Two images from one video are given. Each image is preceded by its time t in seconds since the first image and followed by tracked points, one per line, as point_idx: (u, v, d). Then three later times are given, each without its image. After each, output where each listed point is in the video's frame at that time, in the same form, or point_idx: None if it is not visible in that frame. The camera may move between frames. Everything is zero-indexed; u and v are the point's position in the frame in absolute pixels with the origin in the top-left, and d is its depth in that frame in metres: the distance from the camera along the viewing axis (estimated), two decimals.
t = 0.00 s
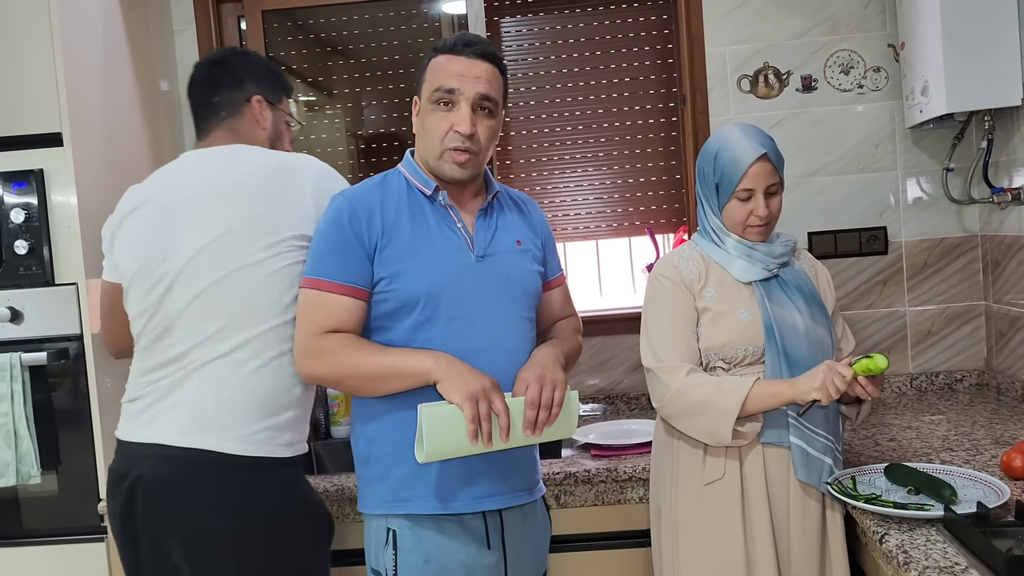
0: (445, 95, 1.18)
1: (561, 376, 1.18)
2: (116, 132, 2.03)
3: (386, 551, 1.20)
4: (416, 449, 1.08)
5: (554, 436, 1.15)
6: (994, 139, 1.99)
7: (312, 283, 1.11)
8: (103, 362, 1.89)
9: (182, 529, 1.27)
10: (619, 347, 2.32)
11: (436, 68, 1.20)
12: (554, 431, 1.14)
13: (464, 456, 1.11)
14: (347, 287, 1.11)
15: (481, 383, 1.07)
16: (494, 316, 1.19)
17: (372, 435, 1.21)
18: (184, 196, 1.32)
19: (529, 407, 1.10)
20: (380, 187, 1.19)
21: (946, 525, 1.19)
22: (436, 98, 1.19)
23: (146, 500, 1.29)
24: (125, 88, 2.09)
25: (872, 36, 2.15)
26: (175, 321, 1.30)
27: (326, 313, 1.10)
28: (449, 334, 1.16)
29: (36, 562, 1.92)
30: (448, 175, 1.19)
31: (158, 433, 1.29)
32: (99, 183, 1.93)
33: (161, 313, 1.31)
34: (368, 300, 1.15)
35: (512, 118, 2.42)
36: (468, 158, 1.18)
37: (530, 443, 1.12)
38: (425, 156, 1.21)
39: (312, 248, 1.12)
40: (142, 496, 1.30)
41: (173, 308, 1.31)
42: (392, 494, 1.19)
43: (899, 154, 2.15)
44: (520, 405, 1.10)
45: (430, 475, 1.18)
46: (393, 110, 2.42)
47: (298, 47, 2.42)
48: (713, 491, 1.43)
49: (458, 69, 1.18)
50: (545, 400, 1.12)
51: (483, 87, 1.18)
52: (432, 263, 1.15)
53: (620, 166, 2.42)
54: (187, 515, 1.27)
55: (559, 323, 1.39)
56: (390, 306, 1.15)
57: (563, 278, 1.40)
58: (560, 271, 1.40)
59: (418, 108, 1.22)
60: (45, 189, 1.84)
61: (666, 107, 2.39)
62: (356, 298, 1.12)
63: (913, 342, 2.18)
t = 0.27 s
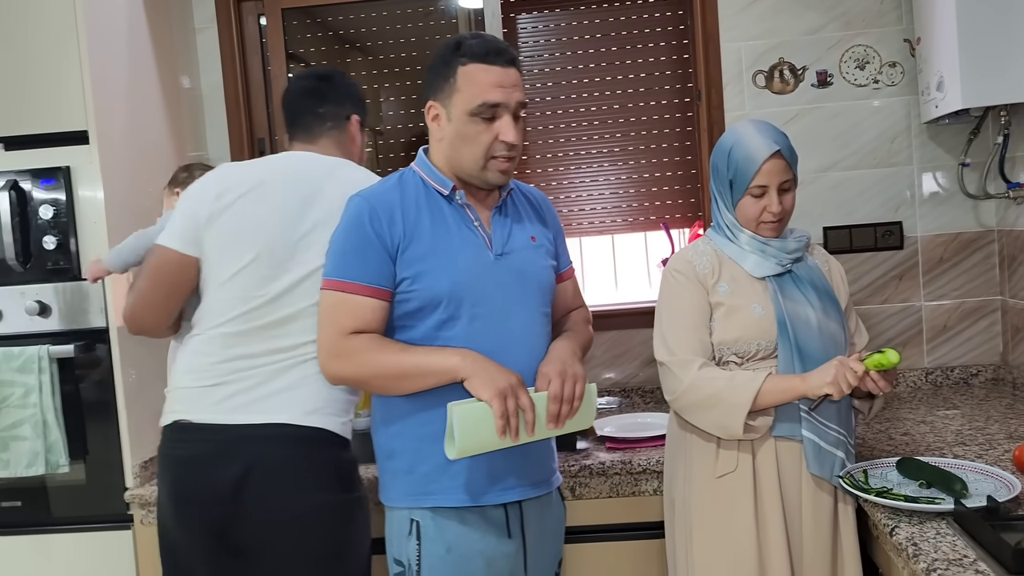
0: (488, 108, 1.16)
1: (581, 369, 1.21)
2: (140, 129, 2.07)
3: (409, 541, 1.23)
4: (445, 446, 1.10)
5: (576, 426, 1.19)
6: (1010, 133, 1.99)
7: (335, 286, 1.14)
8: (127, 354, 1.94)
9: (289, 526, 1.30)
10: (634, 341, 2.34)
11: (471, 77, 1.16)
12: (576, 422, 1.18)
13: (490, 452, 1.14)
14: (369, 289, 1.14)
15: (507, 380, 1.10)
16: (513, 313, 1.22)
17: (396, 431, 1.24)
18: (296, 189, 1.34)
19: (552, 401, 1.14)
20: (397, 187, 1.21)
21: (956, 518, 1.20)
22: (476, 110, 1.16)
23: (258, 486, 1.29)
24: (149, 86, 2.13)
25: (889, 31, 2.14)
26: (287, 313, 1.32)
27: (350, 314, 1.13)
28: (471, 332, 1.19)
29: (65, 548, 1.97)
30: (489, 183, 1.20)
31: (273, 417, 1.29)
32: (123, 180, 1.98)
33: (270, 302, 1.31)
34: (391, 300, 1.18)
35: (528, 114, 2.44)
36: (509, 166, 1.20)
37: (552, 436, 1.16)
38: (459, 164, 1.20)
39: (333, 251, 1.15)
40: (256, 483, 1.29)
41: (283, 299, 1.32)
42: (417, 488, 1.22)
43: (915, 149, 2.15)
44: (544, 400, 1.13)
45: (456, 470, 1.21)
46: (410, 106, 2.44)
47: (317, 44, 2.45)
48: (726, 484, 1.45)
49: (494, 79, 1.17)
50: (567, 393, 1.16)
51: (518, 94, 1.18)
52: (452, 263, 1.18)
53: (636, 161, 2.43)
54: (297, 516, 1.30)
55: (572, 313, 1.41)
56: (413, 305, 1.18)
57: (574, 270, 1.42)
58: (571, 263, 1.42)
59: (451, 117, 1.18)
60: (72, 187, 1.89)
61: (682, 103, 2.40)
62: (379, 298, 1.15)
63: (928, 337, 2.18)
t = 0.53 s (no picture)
0: (523, 101, 1.19)
1: (609, 352, 1.25)
2: (169, 122, 2.11)
3: (441, 530, 1.26)
4: (483, 430, 1.13)
5: (605, 406, 1.23)
6: None
7: (366, 277, 1.16)
8: (157, 343, 1.99)
9: (345, 514, 1.33)
10: (655, 332, 2.36)
11: (505, 72, 1.19)
12: (605, 403, 1.22)
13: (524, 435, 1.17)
14: (399, 278, 1.16)
15: (541, 361, 1.13)
16: (538, 301, 1.24)
17: (427, 420, 1.27)
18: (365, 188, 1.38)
19: (583, 382, 1.17)
20: (421, 180, 1.23)
21: (976, 507, 1.21)
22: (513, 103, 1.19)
23: (319, 473, 1.31)
24: (177, 80, 2.16)
25: (912, 23, 2.14)
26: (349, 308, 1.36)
27: (381, 303, 1.16)
28: (499, 319, 1.21)
29: (98, 531, 2.02)
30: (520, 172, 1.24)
31: (334, 407, 1.32)
32: (154, 172, 2.02)
33: (335, 296, 1.35)
34: (420, 289, 1.20)
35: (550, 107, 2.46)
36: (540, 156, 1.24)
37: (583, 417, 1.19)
38: (492, 157, 1.22)
39: (363, 241, 1.18)
40: (318, 470, 1.31)
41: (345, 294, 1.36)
42: (450, 476, 1.24)
43: (938, 141, 2.14)
44: (575, 379, 1.17)
45: (490, 456, 1.24)
46: (432, 99, 2.47)
47: (341, 38, 2.48)
48: (746, 473, 1.46)
49: (526, 72, 1.20)
50: (597, 374, 1.19)
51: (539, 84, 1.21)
52: (480, 252, 1.20)
53: (657, 153, 2.44)
54: (354, 504, 1.33)
55: (591, 301, 1.44)
56: (441, 294, 1.21)
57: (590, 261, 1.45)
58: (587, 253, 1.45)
59: (485, 111, 1.20)
60: (106, 179, 1.94)
61: (704, 95, 2.41)
62: (409, 287, 1.17)
63: (950, 329, 2.18)
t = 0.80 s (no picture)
0: (554, 90, 1.21)
1: (632, 341, 1.26)
2: (196, 114, 2.14)
3: (464, 517, 1.28)
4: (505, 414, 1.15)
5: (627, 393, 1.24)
6: None
7: (392, 260, 1.18)
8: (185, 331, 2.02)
9: (367, 498, 1.34)
10: (676, 323, 2.37)
11: (538, 61, 1.21)
12: (627, 392, 1.24)
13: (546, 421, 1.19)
14: (425, 262, 1.18)
15: (563, 348, 1.15)
16: (561, 289, 1.26)
17: (451, 407, 1.28)
18: (398, 176, 1.40)
19: (605, 369, 1.19)
20: (447, 167, 1.25)
21: (999, 497, 1.22)
22: (545, 91, 1.21)
23: (344, 456, 1.33)
24: (204, 72, 2.19)
25: (938, 13, 2.12)
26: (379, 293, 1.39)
27: (408, 287, 1.18)
28: (522, 307, 1.23)
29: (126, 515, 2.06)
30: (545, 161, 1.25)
31: (365, 388, 1.35)
32: (181, 163, 2.05)
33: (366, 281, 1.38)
34: (445, 274, 1.22)
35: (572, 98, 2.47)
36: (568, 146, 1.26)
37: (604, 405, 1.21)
38: (520, 145, 1.24)
39: (390, 225, 1.20)
40: (343, 453, 1.33)
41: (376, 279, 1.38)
42: (473, 462, 1.26)
43: (964, 131, 2.13)
44: (597, 367, 1.19)
45: (513, 442, 1.26)
46: (454, 91, 2.48)
47: (364, 31, 2.51)
48: (768, 462, 1.47)
49: (557, 63, 1.22)
50: (619, 361, 1.21)
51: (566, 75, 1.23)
52: (504, 238, 1.22)
53: (679, 144, 2.44)
54: (377, 489, 1.35)
55: (613, 295, 1.45)
56: (466, 280, 1.23)
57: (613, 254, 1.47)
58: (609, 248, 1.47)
59: (516, 98, 1.22)
60: (135, 170, 1.98)
61: (727, 86, 2.41)
62: (435, 273, 1.19)
63: (974, 321, 2.17)
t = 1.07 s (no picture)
0: (589, 90, 1.25)
1: (653, 337, 1.28)
2: (229, 112, 2.19)
3: (488, 508, 1.31)
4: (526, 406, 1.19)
5: (648, 389, 1.26)
6: None
7: (422, 249, 1.22)
8: (218, 324, 2.07)
9: (396, 477, 1.38)
10: (699, 318, 2.38)
11: (575, 60, 1.25)
12: (648, 388, 1.26)
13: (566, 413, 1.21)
14: (453, 254, 1.21)
15: (585, 342, 1.17)
16: (586, 283, 1.28)
17: (476, 398, 1.31)
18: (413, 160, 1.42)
19: (625, 365, 1.21)
20: (477, 162, 1.28)
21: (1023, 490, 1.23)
22: (580, 90, 1.24)
23: (372, 437, 1.37)
24: (235, 71, 2.24)
25: (965, 7, 2.11)
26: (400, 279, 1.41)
27: (435, 274, 1.21)
28: (547, 300, 1.26)
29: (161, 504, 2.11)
30: (576, 160, 1.28)
31: (389, 369, 1.38)
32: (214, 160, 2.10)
33: (386, 267, 1.40)
34: (472, 266, 1.25)
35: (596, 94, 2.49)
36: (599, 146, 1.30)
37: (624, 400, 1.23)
38: (552, 143, 1.27)
39: (421, 216, 1.23)
40: (370, 434, 1.37)
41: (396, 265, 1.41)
42: (497, 453, 1.29)
43: (991, 126, 2.12)
44: (618, 363, 1.21)
45: (534, 434, 1.28)
46: (479, 88, 2.51)
47: (391, 29, 2.54)
48: (791, 455, 1.49)
49: (592, 63, 1.26)
50: (641, 358, 1.23)
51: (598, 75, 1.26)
52: (531, 232, 1.25)
53: (703, 140, 2.46)
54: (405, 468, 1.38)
55: (637, 295, 1.47)
56: (493, 273, 1.26)
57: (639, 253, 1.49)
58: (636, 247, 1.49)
59: (552, 96, 1.25)
60: (170, 167, 2.03)
61: (751, 82, 2.41)
62: (463, 264, 1.22)
63: (1001, 317, 2.16)
